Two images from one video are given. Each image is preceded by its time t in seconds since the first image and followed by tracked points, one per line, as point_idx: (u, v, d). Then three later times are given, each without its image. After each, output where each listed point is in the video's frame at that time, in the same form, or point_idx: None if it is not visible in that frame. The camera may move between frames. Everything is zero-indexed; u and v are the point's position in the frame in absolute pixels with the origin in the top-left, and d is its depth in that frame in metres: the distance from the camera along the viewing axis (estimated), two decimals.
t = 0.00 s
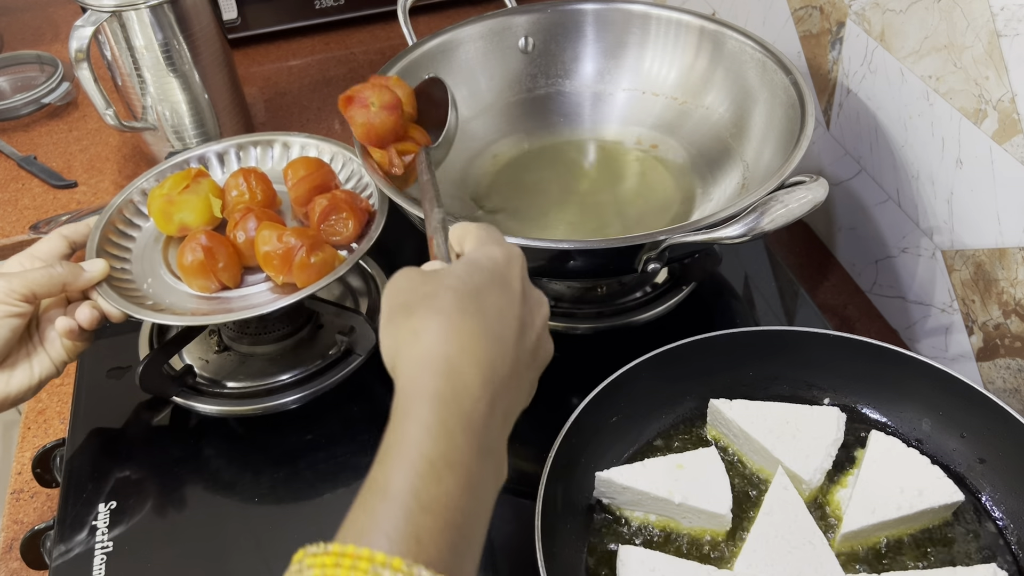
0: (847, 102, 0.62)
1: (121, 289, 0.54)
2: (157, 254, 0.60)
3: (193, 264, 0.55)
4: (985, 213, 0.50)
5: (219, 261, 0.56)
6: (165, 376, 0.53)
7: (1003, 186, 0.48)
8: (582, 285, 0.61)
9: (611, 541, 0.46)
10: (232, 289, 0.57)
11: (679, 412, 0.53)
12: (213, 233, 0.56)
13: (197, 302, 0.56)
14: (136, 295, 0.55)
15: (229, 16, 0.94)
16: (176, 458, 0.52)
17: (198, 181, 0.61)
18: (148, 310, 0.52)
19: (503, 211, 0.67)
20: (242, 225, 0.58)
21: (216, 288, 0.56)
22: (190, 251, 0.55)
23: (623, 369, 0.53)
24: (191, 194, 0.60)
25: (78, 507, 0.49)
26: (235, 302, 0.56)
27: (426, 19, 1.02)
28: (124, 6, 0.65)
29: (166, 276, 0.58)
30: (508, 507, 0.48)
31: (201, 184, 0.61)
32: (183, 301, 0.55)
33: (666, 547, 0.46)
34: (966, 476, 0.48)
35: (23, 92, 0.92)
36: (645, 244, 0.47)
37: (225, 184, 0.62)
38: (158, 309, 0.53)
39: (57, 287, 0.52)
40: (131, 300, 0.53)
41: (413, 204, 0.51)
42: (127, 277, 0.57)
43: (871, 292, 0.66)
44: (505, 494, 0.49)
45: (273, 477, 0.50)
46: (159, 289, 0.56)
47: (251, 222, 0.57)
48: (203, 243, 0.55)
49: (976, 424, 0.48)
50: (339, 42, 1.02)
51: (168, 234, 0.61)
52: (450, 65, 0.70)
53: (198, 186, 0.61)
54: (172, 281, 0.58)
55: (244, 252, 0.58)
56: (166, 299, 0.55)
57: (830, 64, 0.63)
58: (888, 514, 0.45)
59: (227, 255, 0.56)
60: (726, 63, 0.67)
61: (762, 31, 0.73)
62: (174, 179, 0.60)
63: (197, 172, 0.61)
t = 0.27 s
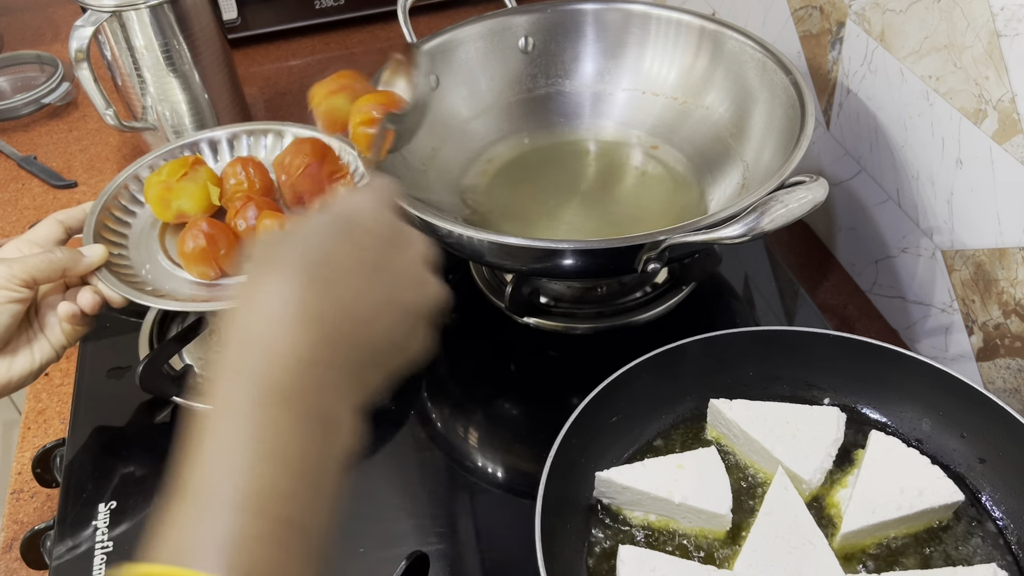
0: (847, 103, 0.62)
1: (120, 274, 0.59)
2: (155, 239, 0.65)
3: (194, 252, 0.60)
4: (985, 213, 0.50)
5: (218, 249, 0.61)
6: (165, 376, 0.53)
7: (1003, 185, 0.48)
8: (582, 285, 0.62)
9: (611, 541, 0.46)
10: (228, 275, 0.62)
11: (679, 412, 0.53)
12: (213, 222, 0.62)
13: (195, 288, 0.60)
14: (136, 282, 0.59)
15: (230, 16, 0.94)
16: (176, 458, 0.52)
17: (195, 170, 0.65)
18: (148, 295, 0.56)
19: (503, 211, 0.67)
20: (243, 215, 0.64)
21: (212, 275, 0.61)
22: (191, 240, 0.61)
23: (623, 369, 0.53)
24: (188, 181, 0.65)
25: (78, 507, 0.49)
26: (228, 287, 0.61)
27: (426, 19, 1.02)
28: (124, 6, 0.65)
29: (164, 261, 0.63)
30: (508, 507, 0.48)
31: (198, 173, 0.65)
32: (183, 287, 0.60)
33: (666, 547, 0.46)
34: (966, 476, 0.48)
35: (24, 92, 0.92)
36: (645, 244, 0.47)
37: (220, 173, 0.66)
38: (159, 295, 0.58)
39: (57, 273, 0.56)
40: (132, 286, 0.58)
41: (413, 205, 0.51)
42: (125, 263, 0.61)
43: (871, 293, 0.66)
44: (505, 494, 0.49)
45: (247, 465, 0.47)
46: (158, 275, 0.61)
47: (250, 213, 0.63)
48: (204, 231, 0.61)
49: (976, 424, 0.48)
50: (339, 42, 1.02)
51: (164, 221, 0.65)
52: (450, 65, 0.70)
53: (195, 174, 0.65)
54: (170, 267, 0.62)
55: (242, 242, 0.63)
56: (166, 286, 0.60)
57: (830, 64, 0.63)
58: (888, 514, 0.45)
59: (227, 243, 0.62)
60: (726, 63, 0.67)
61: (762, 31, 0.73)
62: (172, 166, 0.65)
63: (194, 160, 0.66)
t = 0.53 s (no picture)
0: (847, 103, 0.62)
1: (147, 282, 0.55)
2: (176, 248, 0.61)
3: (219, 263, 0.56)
4: (985, 213, 0.50)
5: (246, 261, 0.57)
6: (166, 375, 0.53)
7: (1003, 185, 0.48)
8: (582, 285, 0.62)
9: (611, 541, 0.46)
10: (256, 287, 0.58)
11: (679, 412, 0.53)
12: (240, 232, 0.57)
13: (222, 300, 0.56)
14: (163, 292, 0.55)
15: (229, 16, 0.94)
16: (176, 458, 0.52)
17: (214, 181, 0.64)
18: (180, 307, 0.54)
19: (503, 211, 0.67)
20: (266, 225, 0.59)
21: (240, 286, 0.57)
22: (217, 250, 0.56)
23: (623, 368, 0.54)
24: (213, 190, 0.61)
25: (78, 506, 0.49)
26: (259, 300, 0.56)
27: (426, 19, 1.02)
28: (124, 6, 0.65)
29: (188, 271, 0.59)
30: (508, 507, 0.48)
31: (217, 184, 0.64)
32: (207, 298, 0.56)
33: (665, 547, 0.46)
34: (965, 476, 0.48)
35: (24, 92, 0.92)
36: (646, 244, 0.47)
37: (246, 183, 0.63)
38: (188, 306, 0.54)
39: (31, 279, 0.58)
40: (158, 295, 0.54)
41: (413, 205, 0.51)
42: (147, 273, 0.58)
43: (871, 293, 0.66)
44: (505, 494, 0.49)
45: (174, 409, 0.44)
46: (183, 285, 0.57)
47: (276, 223, 0.58)
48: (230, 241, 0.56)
49: (976, 424, 0.48)
50: (339, 42, 1.02)
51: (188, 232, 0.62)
52: (450, 65, 0.70)
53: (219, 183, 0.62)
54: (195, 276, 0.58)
55: (269, 252, 0.59)
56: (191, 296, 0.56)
57: (830, 64, 0.63)
58: (888, 513, 0.45)
59: (253, 255, 0.57)
60: (726, 64, 0.67)
61: (762, 31, 0.73)
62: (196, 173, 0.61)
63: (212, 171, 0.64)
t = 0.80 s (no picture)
0: (847, 102, 0.62)
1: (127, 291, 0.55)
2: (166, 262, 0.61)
3: (199, 268, 0.56)
4: (985, 213, 0.50)
5: (224, 265, 0.57)
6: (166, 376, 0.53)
7: (1002, 185, 0.48)
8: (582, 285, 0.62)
9: (611, 541, 0.46)
10: (238, 291, 0.58)
11: (680, 412, 0.53)
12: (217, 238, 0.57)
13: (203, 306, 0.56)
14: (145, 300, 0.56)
15: (230, 16, 0.94)
16: (176, 458, 0.52)
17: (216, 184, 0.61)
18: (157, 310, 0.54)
19: (503, 211, 0.67)
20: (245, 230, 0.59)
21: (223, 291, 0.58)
22: (196, 255, 0.56)
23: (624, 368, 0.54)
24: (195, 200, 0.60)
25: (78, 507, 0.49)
26: (242, 302, 0.57)
27: (426, 19, 1.02)
28: (124, 6, 0.65)
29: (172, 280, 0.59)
30: (508, 507, 0.49)
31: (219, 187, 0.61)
32: (189, 304, 0.56)
33: (665, 547, 0.46)
34: (965, 476, 0.48)
35: (24, 92, 0.92)
36: (646, 244, 0.47)
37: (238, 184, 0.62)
38: (169, 310, 0.55)
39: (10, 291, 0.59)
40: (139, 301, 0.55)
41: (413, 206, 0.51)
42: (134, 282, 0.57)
43: (870, 293, 0.66)
44: (505, 494, 0.49)
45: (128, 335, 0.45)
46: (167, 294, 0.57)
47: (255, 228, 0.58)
48: (208, 247, 0.57)
49: (976, 424, 0.48)
50: (339, 42, 1.02)
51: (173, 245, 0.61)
52: (450, 65, 0.70)
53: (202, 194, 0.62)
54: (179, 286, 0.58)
55: (249, 256, 0.59)
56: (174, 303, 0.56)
57: (830, 64, 0.63)
58: (888, 513, 0.45)
59: (232, 259, 0.57)
60: (726, 64, 0.67)
61: (762, 31, 0.73)
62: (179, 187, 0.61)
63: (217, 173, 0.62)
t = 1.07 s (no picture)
0: (847, 103, 0.62)
1: (77, 298, 0.54)
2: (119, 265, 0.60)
3: (147, 275, 0.55)
4: (986, 213, 0.50)
5: (172, 272, 0.56)
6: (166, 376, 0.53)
7: (1002, 186, 0.49)
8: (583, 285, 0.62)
9: (610, 541, 0.46)
10: (187, 298, 0.57)
11: (680, 412, 0.53)
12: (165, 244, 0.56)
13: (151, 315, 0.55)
14: (92, 304, 0.55)
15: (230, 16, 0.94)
16: (176, 458, 0.52)
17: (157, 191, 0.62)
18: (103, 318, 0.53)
19: (503, 211, 0.67)
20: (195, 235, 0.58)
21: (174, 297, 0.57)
22: (143, 263, 0.55)
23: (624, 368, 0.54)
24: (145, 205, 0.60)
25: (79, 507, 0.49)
26: (191, 311, 0.56)
27: (426, 19, 1.02)
28: (124, 6, 0.65)
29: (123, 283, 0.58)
30: (508, 507, 0.48)
31: (162, 194, 0.62)
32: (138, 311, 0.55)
33: (666, 547, 0.46)
34: (965, 476, 0.48)
35: (24, 92, 0.92)
36: (646, 244, 0.47)
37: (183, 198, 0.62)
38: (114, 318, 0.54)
39: None
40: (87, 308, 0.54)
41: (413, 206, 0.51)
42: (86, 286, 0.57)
43: (871, 293, 0.66)
44: (505, 494, 0.49)
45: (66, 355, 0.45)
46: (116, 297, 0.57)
47: (205, 234, 0.58)
48: (155, 253, 0.55)
49: (976, 424, 0.48)
50: (339, 42, 1.02)
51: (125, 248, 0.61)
52: (450, 65, 0.70)
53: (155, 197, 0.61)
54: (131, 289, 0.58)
55: (199, 262, 0.58)
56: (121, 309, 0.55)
57: (830, 64, 0.63)
58: (888, 513, 0.45)
59: (181, 265, 0.56)
60: (726, 64, 0.67)
61: (762, 31, 0.73)
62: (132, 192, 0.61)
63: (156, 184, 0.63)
